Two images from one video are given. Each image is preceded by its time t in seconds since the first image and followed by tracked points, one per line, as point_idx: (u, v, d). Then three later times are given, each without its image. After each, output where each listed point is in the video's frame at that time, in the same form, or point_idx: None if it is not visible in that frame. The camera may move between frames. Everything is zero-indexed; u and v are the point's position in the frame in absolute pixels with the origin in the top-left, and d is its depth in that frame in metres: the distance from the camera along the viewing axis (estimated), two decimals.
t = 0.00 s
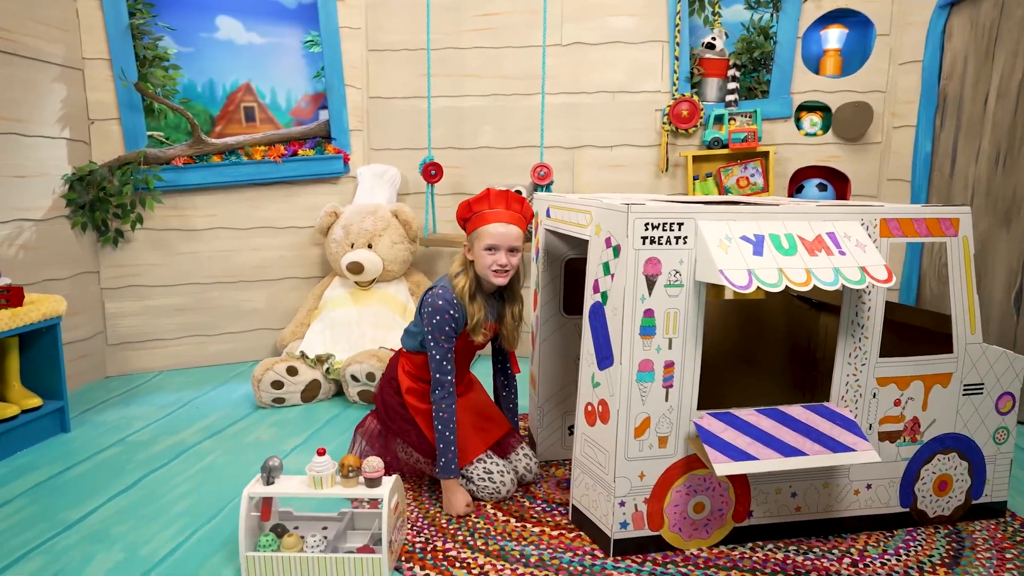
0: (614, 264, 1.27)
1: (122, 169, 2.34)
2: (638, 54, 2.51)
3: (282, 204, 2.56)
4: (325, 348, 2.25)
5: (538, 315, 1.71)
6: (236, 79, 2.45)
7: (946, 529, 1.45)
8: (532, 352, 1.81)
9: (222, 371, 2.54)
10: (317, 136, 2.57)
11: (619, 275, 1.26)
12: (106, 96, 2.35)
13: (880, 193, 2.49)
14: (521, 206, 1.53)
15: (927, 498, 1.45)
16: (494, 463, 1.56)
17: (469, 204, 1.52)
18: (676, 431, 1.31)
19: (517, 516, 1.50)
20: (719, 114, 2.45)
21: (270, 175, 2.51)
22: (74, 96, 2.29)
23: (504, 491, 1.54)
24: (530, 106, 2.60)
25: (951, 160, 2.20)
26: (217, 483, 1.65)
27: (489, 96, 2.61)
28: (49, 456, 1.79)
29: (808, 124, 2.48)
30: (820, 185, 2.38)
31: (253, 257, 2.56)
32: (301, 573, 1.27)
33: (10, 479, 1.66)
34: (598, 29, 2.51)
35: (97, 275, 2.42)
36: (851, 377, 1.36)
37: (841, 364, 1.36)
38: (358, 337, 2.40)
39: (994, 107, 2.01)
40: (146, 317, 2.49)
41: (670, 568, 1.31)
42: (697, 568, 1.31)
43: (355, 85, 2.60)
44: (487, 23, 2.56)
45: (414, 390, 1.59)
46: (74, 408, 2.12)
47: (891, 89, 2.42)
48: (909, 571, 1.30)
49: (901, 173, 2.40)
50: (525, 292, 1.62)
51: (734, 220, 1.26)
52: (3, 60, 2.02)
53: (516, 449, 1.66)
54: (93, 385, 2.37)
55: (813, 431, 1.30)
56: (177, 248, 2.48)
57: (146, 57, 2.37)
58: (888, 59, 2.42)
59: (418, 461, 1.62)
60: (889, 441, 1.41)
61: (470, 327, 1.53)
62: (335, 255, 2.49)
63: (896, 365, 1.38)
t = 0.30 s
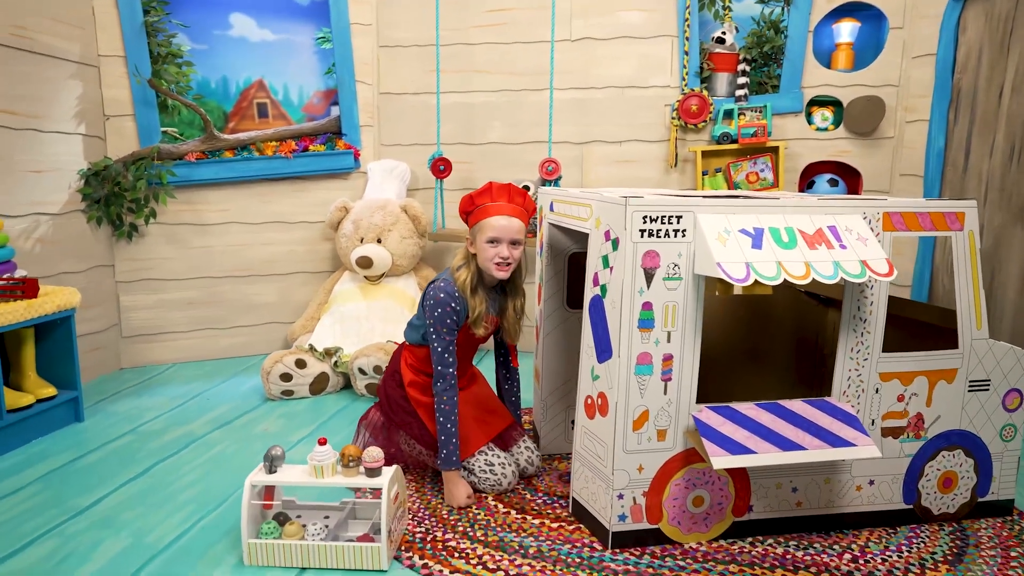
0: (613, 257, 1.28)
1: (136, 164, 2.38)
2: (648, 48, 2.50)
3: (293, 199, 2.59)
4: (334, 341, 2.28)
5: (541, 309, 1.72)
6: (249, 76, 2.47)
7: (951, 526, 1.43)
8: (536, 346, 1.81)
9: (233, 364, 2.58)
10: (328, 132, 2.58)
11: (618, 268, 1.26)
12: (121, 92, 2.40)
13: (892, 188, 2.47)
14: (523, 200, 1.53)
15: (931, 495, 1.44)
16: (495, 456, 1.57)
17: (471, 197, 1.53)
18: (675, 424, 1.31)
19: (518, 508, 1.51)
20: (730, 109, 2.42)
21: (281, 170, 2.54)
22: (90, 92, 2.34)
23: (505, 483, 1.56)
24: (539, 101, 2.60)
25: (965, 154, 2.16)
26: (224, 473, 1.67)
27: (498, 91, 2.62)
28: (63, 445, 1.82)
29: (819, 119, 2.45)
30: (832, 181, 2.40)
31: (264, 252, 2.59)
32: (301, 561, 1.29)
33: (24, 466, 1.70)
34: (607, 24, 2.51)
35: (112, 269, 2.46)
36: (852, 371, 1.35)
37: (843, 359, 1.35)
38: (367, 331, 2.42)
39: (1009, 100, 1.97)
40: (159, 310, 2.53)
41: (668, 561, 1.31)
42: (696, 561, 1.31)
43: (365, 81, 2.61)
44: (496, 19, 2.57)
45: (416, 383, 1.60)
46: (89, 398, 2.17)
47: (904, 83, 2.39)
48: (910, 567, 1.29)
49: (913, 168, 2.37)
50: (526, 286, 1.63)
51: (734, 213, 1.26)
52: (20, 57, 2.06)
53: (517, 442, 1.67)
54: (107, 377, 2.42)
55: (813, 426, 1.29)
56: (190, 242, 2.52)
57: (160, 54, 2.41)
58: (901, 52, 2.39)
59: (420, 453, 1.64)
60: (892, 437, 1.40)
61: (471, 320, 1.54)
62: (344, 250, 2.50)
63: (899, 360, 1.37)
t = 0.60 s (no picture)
0: (615, 251, 1.28)
1: (154, 161, 2.44)
2: (659, 46, 2.50)
3: (306, 197, 2.62)
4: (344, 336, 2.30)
5: (547, 305, 1.72)
6: (264, 75, 2.51)
7: (958, 525, 1.42)
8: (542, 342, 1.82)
9: (247, 359, 2.62)
10: (341, 130, 2.61)
11: (619, 262, 1.27)
12: (139, 92, 2.45)
13: (907, 186, 2.44)
14: (526, 194, 1.55)
15: (937, 493, 1.43)
16: (500, 449, 1.59)
17: (476, 192, 1.55)
18: (676, 419, 1.31)
19: (521, 501, 1.52)
20: (741, 106, 2.42)
21: (296, 168, 2.57)
22: (109, 92, 2.39)
23: (509, 477, 1.57)
24: (551, 100, 2.61)
25: (980, 151, 2.11)
26: (234, 464, 1.70)
27: (509, 90, 2.63)
28: (79, 435, 1.87)
29: (832, 116, 2.44)
30: (845, 180, 2.39)
31: (278, 248, 2.63)
32: (306, 549, 1.31)
33: (43, 455, 1.74)
34: (618, 21, 2.51)
35: (130, 264, 2.52)
36: (857, 367, 1.35)
37: (847, 355, 1.35)
38: (378, 327, 2.45)
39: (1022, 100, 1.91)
40: (175, 305, 2.58)
41: (669, 555, 1.31)
42: (696, 556, 1.31)
43: (379, 80, 2.64)
44: (508, 17, 2.58)
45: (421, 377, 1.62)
46: (105, 391, 2.21)
47: (919, 79, 2.37)
48: (914, 566, 1.28)
49: (928, 166, 2.34)
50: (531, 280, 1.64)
51: (735, 208, 1.26)
52: (40, 57, 2.11)
53: (523, 436, 1.68)
54: (124, 370, 2.48)
55: (816, 422, 1.29)
56: (205, 239, 2.56)
57: (177, 54, 2.45)
58: (916, 48, 2.37)
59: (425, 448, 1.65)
60: (898, 434, 1.39)
61: (477, 315, 1.55)
62: (357, 247, 2.53)
63: (905, 357, 1.36)
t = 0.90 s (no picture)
0: (608, 251, 1.29)
1: (162, 163, 2.47)
2: (663, 47, 2.51)
3: (312, 198, 2.65)
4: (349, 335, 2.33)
5: (546, 305, 1.74)
6: (273, 77, 2.54)
7: (955, 526, 1.41)
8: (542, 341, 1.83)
9: (254, 358, 2.65)
10: (347, 132, 2.64)
11: (612, 261, 1.28)
12: (149, 94, 2.49)
13: (911, 187, 2.43)
14: (519, 192, 1.57)
15: (934, 494, 1.42)
16: (497, 448, 1.60)
17: (471, 194, 1.57)
18: (669, 417, 1.32)
19: (517, 499, 1.53)
20: (743, 107, 2.43)
21: (302, 169, 2.60)
22: (119, 94, 2.43)
23: (506, 475, 1.58)
24: (555, 101, 2.63)
25: (985, 152, 2.10)
26: (235, 461, 1.72)
27: (514, 91, 2.65)
28: (87, 431, 1.90)
29: (836, 117, 2.44)
30: (849, 180, 2.38)
31: (284, 249, 2.66)
32: (302, 544, 1.33)
33: (50, 450, 1.78)
34: (622, 23, 2.52)
35: (139, 264, 2.56)
36: (851, 368, 1.35)
37: (841, 355, 1.35)
38: (382, 326, 2.47)
39: None
40: (183, 305, 2.61)
41: (662, 553, 1.32)
42: (689, 554, 1.32)
43: (384, 82, 2.66)
44: (512, 19, 2.60)
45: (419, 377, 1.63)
46: (113, 388, 2.25)
47: (924, 80, 2.36)
48: (907, 566, 1.28)
49: (933, 167, 2.33)
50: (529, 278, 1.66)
51: (728, 208, 1.27)
52: (51, 60, 2.16)
53: (521, 435, 1.70)
54: (132, 368, 2.52)
55: (808, 421, 1.29)
56: (213, 239, 2.60)
57: (186, 57, 2.49)
58: (920, 48, 2.37)
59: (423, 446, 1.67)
60: (893, 435, 1.39)
61: (476, 315, 1.56)
62: (361, 247, 2.56)
63: (900, 357, 1.36)
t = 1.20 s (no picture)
0: (600, 251, 1.31)
1: (170, 164, 2.51)
2: (665, 50, 2.52)
3: (317, 200, 2.69)
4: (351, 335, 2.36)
5: (543, 305, 1.75)
6: (280, 81, 2.58)
7: (948, 527, 1.42)
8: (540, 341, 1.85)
9: (260, 357, 2.69)
10: (353, 134, 2.67)
11: (604, 262, 1.29)
12: (157, 97, 2.53)
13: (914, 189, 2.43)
14: (516, 194, 1.59)
15: (927, 495, 1.43)
16: (494, 446, 1.62)
17: (467, 195, 1.59)
18: (661, 416, 1.33)
19: (512, 497, 1.55)
20: (744, 110, 2.43)
21: (308, 171, 2.63)
22: (129, 97, 2.47)
23: (502, 473, 1.60)
24: (557, 104, 2.65)
25: (987, 154, 2.10)
26: (238, 458, 1.75)
27: (517, 94, 2.67)
28: (94, 427, 1.94)
29: (838, 120, 2.44)
30: (851, 181, 2.40)
31: (290, 249, 2.69)
32: (299, 538, 1.36)
33: (58, 446, 1.81)
34: (624, 26, 2.54)
35: (147, 265, 2.60)
36: (843, 368, 1.36)
37: (833, 355, 1.36)
38: (385, 326, 2.50)
39: None
40: (191, 304, 2.65)
41: (653, 551, 1.33)
42: (680, 552, 1.33)
43: (389, 85, 2.69)
44: (516, 23, 2.62)
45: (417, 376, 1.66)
46: (120, 387, 2.29)
47: (926, 82, 2.36)
48: (898, 565, 1.29)
49: (935, 169, 2.32)
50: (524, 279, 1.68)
51: (719, 209, 1.28)
52: (62, 64, 2.20)
53: (518, 434, 1.72)
54: (141, 367, 2.56)
55: (799, 420, 1.30)
56: (220, 240, 2.64)
57: (194, 61, 2.53)
58: (922, 51, 2.36)
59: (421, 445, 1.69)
60: (886, 436, 1.39)
61: (472, 315, 1.58)
62: (365, 248, 2.58)
63: (892, 358, 1.36)
